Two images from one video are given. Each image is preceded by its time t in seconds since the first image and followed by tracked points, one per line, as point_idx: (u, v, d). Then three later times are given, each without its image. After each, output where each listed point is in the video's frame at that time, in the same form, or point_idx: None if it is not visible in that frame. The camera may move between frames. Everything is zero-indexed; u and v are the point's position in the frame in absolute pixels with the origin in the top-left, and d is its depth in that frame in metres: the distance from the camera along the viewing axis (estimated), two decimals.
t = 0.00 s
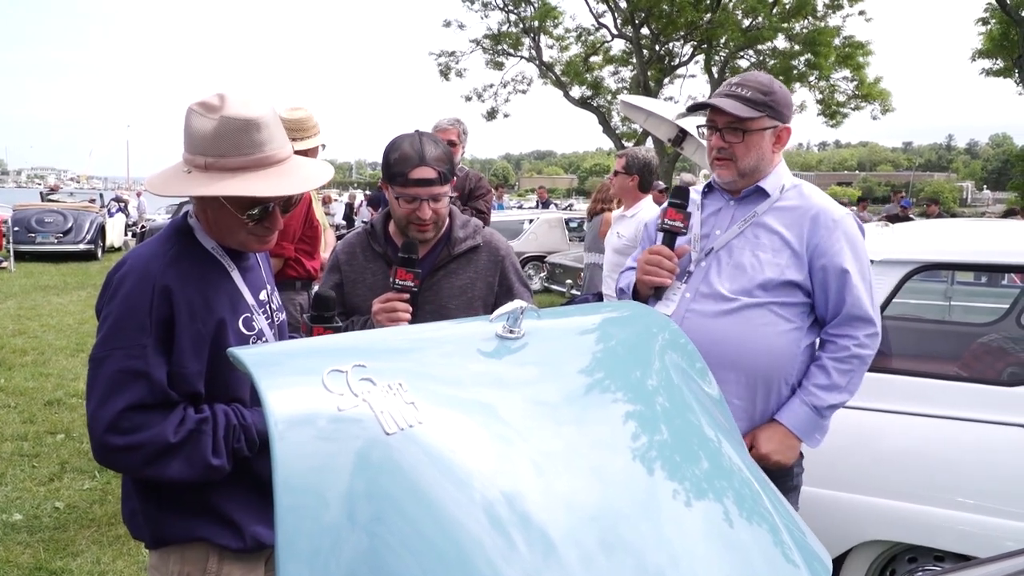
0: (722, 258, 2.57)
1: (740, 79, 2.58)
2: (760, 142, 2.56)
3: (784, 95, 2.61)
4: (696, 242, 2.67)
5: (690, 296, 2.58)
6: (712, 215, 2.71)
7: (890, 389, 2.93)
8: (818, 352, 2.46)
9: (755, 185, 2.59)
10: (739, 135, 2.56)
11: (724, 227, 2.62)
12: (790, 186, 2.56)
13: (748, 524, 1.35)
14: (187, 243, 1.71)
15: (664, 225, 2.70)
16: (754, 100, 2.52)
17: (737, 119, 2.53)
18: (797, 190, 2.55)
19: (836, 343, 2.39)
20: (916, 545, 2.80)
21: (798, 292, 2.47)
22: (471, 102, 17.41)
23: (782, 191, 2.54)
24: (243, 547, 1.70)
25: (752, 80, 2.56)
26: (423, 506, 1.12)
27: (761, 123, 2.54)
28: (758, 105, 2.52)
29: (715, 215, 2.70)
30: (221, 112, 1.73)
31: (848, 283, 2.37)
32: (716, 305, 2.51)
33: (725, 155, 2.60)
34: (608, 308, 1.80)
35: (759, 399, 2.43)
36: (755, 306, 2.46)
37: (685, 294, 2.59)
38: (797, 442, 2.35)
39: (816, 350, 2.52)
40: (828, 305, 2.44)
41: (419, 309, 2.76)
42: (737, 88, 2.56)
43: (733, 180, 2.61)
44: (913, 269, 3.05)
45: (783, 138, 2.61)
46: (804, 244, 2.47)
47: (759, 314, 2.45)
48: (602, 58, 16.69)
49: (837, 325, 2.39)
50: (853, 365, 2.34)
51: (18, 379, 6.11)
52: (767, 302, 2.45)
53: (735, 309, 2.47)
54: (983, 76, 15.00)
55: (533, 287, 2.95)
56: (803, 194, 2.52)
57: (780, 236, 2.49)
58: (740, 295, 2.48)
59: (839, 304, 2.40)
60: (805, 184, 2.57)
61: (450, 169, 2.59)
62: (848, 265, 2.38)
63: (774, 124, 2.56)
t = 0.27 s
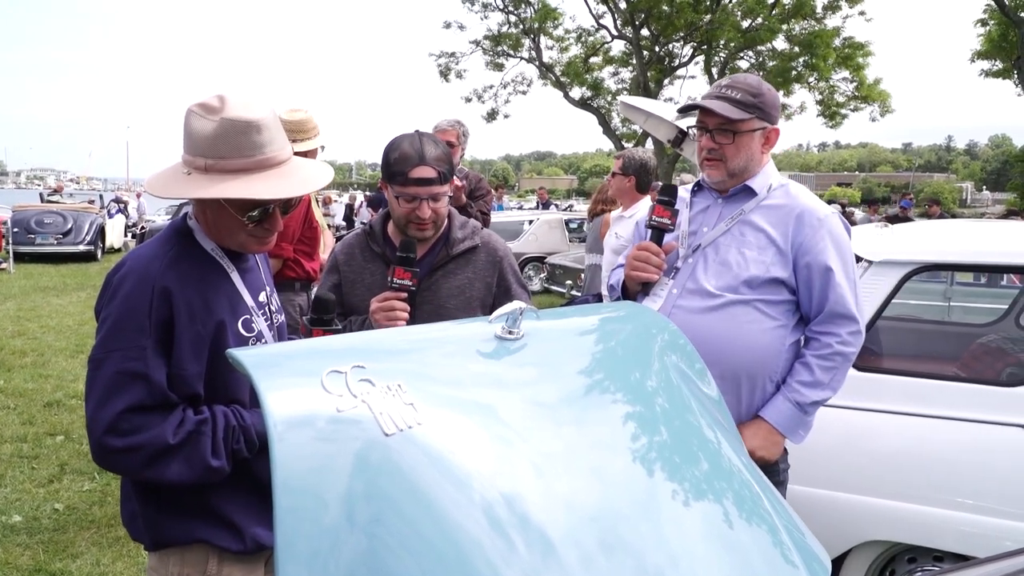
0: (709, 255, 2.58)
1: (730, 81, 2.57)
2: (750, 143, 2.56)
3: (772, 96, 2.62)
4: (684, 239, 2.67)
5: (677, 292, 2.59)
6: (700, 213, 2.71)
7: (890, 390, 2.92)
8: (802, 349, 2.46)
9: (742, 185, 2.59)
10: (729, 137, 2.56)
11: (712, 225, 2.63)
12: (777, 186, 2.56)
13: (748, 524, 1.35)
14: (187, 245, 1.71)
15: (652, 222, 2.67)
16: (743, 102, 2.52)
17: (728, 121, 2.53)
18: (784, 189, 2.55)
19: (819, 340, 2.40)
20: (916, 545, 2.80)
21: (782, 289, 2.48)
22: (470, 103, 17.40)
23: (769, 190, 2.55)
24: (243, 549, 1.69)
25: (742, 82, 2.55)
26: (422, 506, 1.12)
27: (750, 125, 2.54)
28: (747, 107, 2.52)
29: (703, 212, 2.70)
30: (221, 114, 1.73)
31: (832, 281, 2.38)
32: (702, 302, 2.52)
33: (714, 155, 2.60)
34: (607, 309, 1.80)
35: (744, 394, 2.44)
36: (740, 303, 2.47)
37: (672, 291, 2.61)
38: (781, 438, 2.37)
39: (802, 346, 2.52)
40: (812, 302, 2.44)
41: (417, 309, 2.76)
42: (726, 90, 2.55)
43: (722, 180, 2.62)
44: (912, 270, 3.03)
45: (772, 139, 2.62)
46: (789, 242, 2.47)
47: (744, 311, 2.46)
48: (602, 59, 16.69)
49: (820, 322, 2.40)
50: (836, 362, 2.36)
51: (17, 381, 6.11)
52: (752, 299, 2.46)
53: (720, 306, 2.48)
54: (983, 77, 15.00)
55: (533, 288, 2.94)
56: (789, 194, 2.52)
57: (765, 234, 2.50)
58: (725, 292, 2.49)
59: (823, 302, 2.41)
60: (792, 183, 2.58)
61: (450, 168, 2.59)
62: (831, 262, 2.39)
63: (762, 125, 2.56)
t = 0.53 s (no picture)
0: (704, 255, 2.58)
1: (726, 82, 2.58)
2: (745, 144, 2.57)
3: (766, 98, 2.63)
4: (679, 240, 2.67)
5: (673, 293, 2.60)
6: (695, 213, 2.71)
7: (891, 390, 2.92)
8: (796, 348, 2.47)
9: (737, 185, 2.61)
10: (726, 138, 2.56)
11: (707, 225, 2.64)
12: (770, 187, 2.57)
13: (747, 524, 1.35)
14: (188, 245, 1.71)
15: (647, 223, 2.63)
16: (740, 103, 2.53)
17: (725, 121, 2.53)
18: (777, 190, 2.56)
19: (813, 340, 2.40)
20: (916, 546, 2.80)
21: (778, 289, 2.48)
22: (471, 103, 17.41)
23: (763, 190, 2.56)
24: (244, 549, 1.69)
25: (737, 83, 2.57)
26: (422, 507, 1.12)
27: (746, 126, 2.55)
28: (743, 108, 2.52)
29: (697, 213, 2.71)
30: (222, 115, 1.73)
31: (826, 280, 2.38)
32: (698, 302, 2.52)
33: (710, 156, 2.60)
34: (608, 309, 1.80)
35: (740, 395, 2.44)
36: (736, 302, 2.47)
37: (668, 291, 2.61)
38: (777, 438, 2.37)
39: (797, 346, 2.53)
40: (806, 302, 2.45)
41: (417, 309, 2.76)
42: (722, 91, 2.56)
43: (717, 180, 2.62)
44: (912, 270, 3.03)
45: (767, 140, 2.63)
46: (784, 241, 2.47)
47: (739, 311, 2.46)
48: (602, 59, 16.69)
49: (814, 322, 2.41)
50: (830, 362, 2.36)
51: (17, 381, 6.10)
52: (748, 299, 2.47)
53: (716, 305, 2.48)
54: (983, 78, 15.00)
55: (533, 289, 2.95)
56: (783, 194, 2.53)
57: (760, 233, 2.50)
58: (722, 292, 2.50)
59: (816, 301, 2.41)
60: (786, 184, 2.58)
61: (450, 168, 2.59)
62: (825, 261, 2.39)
63: (757, 126, 2.57)
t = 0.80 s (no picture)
0: (704, 255, 2.58)
1: (725, 83, 2.58)
2: (746, 145, 2.57)
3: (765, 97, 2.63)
4: (679, 240, 2.66)
5: (674, 293, 2.59)
6: (694, 213, 2.71)
7: (890, 390, 2.92)
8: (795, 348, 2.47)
9: (736, 184, 2.60)
10: (727, 138, 2.56)
11: (706, 225, 2.63)
12: (769, 187, 2.57)
13: (747, 524, 1.35)
14: (188, 245, 1.71)
15: (647, 222, 2.63)
16: (741, 103, 2.53)
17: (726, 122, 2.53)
18: (777, 190, 2.55)
19: (811, 340, 2.40)
20: (916, 546, 2.79)
21: (777, 289, 2.48)
22: (471, 104, 17.41)
23: (762, 190, 2.55)
24: (245, 550, 1.69)
25: (738, 83, 2.56)
26: (422, 507, 1.12)
27: (747, 126, 2.55)
28: (744, 109, 2.52)
29: (696, 213, 2.70)
30: (221, 115, 1.73)
31: (825, 279, 2.38)
32: (700, 302, 2.52)
33: (711, 156, 2.60)
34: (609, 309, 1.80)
35: (740, 396, 2.44)
36: (736, 302, 2.47)
37: (668, 291, 2.60)
38: (777, 439, 2.37)
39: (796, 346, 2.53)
40: (805, 301, 2.45)
41: (417, 309, 2.76)
42: (722, 92, 2.56)
43: (717, 179, 2.61)
44: (913, 271, 3.03)
45: (766, 139, 2.63)
46: (784, 240, 2.47)
47: (740, 311, 2.46)
48: (602, 60, 16.69)
49: (813, 321, 2.41)
50: (829, 361, 2.36)
51: (17, 382, 6.10)
52: (748, 299, 2.46)
53: (717, 306, 2.48)
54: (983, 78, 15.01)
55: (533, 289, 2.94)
56: (782, 194, 2.53)
57: (761, 232, 2.50)
58: (723, 292, 2.49)
59: (815, 300, 2.41)
60: (785, 184, 2.58)
61: (450, 168, 2.59)
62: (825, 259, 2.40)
63: (757, 126, 2.58)
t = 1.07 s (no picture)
0: (703, 254, 2.57)
1: (724, 85, 2.56)
2: (746, 148, 2.57)
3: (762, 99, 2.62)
4: (677, 239, 2.65)
5: (672, 291, 2.58)
6: (692, 213, 2.70)
7: (889, 389, 2.91)
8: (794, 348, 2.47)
9: (735, 185, 2.60)
10: (727, 142, 2.55)
11: (705, 225, 2.62)
12: (768, 187, 2.56)
13: (746, 524, 1.35)
14: (185, 245, 1.70)
15: (646, 220, 2.61)
16: (739, 108, 2.52)
17: (726, 127, 2.52)
18: (776, 191, 2.55)
19: (810, 340, 2.41)
20: (916, 546, 2.79)
21: (776, 288, 2.48)
22: (470, 104, 17.41)
23: (761, 191, 2.55)
24: (243, 552, 1.69)
25: (735, 86, 2.54)
26: (421, 508, 1.12)
27: (746, 130, 2.55)
28: (743, 113, 2.51)
29: (695, 213, 2.70)
30: (218, 112, 1.72)
31: (825, 278, 2.39)
32: (698, 300, 2.51)
33: (710, 160, 2.60)
34: (608, 309, 1.80)
35: (738, 397, 2.44)
36: (735, 301, 2.46)
37: (667, 289, 2.59)
38: (775, 440, 2.37)
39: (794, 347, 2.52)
40: (804, 302, 2.45)
41: (416, 309, 2.75)
42: (721, 96, 2.55)
43: (717, 182, 2.60)
44: (912, 270, 3.03)
45: (765, 141, 2.63)
46: (783, 240, 2.47)
47: (738, 310, 2.46)
48: (602, 59, 16.69)
49: (811, 322, 2.41)
50: (829, 361, 2.37)
51: (16, 382, 6.10)
52: (747, 298, 2.46)
53: (716, 305, 2.47)
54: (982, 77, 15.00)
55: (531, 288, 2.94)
56: (781, 194, 2.53)
57: (760, 231, 2.49)
58: (721, 291, 2.49)
59: (815, 300, 2.42)
60: (784, 185, 2.58)
61: (449, 168, 2.58)
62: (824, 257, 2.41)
63: (756, 129, 2.57)
